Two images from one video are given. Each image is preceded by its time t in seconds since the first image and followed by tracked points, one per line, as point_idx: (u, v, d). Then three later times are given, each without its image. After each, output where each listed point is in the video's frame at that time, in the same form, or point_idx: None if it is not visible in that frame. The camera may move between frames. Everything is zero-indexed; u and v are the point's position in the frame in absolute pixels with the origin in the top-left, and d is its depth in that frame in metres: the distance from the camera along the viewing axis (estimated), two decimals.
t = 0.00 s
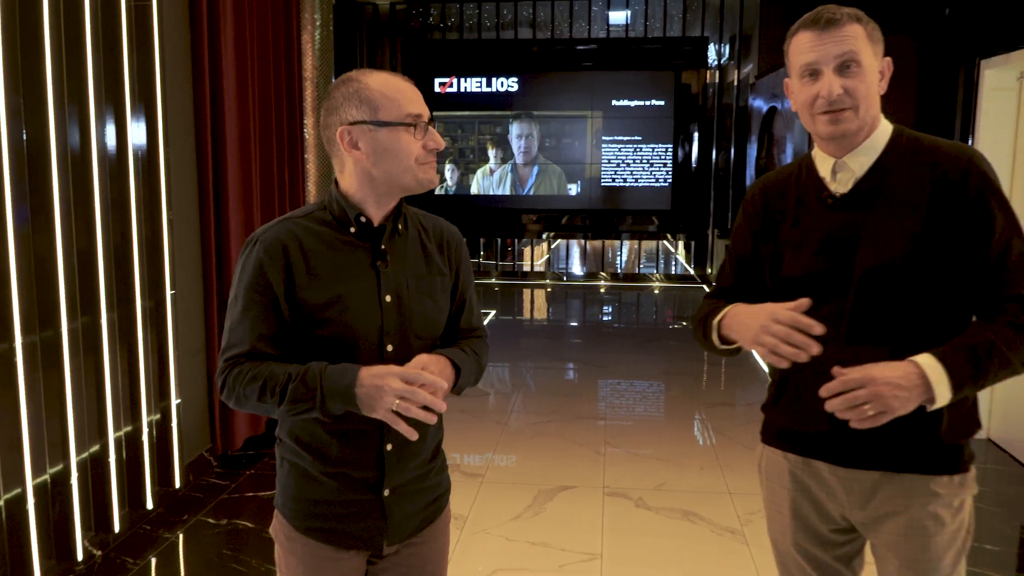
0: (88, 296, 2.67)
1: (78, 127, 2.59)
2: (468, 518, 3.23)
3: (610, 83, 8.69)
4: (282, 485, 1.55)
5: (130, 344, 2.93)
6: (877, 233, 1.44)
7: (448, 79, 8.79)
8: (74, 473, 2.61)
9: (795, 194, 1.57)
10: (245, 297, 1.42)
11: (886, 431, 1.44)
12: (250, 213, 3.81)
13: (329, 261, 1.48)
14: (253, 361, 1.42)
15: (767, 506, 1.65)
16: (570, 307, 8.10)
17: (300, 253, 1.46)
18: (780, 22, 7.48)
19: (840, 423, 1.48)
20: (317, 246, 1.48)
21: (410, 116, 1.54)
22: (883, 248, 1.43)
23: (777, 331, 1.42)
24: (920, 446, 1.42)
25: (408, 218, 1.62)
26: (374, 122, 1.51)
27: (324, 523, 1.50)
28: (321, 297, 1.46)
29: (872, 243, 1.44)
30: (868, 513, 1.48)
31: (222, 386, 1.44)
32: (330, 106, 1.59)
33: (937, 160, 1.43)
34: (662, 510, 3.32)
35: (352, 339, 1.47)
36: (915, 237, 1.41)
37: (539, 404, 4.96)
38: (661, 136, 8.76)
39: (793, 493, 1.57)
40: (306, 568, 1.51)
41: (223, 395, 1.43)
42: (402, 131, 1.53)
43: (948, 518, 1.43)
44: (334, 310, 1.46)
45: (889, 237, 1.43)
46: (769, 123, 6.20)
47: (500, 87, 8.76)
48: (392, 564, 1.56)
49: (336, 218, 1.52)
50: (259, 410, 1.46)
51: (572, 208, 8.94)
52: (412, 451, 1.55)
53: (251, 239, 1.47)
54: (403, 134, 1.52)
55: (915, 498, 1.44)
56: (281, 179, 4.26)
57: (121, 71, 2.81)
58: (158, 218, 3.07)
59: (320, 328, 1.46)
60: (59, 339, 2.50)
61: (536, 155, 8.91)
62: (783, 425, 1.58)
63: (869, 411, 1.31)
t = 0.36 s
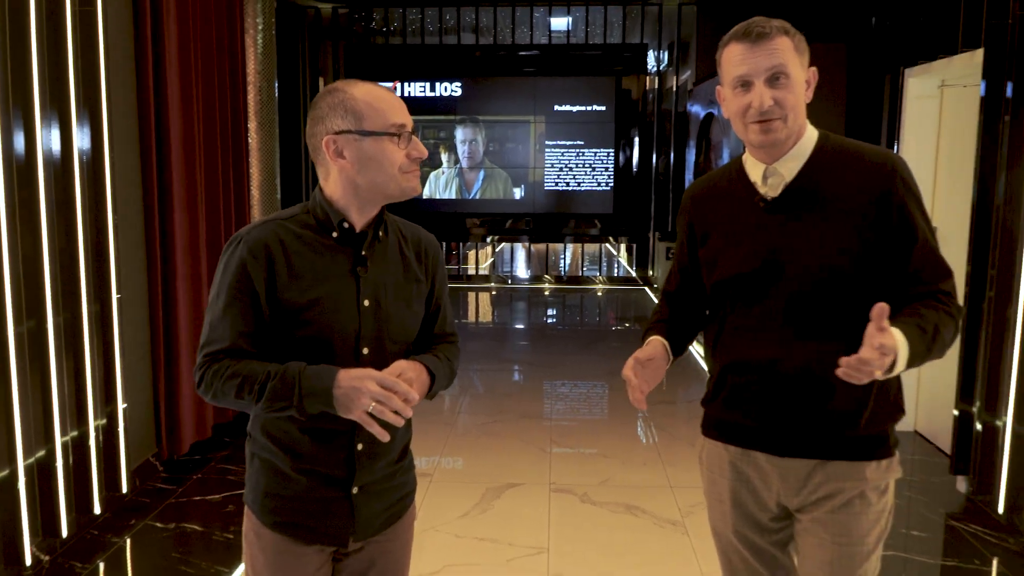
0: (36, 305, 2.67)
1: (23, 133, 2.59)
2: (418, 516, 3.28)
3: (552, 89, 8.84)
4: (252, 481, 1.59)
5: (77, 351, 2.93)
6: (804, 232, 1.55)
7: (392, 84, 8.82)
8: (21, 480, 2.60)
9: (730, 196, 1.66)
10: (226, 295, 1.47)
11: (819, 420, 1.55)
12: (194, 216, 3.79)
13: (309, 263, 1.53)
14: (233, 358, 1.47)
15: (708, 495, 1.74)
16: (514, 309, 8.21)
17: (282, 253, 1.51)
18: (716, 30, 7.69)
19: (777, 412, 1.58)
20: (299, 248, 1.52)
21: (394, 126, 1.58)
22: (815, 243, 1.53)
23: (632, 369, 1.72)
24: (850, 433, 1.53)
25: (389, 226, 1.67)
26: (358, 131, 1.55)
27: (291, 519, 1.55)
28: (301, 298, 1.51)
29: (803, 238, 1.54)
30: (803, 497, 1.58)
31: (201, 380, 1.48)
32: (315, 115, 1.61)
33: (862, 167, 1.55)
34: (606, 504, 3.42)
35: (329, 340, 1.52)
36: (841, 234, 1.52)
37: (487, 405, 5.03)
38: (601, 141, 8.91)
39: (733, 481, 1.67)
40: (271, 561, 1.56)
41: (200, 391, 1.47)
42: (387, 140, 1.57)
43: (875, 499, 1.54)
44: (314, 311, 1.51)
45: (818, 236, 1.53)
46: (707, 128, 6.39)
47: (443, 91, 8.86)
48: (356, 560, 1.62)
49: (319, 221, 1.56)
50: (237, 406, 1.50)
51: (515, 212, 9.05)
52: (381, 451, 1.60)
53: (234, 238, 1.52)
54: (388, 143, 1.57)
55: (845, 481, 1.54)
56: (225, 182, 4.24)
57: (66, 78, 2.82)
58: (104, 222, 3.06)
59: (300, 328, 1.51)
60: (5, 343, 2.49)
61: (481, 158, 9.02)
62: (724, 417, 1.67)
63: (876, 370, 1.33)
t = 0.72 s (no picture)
0: None
1: None
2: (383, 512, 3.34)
3: (509, 93, 8.95)
4: (226, 470, 1.59)
5: (41, 354, 2.97)
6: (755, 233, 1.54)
7: (350, 88, 8.85)
8: None
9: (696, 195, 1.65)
10: (207, 295, 1.49)
11: (761, 419, 1.54)
12: (156, 219, 3.82)
13: (288, 264, 1.54)
14: (212, 356, 1.49)
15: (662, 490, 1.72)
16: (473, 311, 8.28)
17: (262, 255, 1.53)
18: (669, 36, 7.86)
19: (721, 410, 1.58)
20: (278, 250, 1.54)
21: (373, 137, 1.59)
22: (763, 245, 1.52)
23: (612, 344, 1.65)
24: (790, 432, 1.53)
25: (368, 234, 1.68)
26: (338, 142, 1.56)
27: (263, 509, 1.54)
28: (279, 299, 1.53)
29: (755, 238, 1.53)
30: (746, 494, 1.57)
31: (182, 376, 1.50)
32: (296, 126, 1.63)
33: (821, 178, 1.52)
34: (566, 498, 3.53)
35: (307, 341, 1.54)
36: (790, 240, 1.51)
37: (448, 408, 5.07)
38: (557, 145, 9.06)
39: (683, 476, 1.66)
40: (236, 553, 1.56)
41: (180, 386, 1.49)
42: (366, 151, 1.58)
43: (816, 498, 1.54)
44: (290, 313, 1.53)
45: (765, 235, 1.52)
46: (661, 133, 6.53)
47: (401, 95, 8.90)
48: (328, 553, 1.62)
49: (299, 226, 1.58)
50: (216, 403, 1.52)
51: (472, 215, 9.14)
52: (355, 448, 1.61)
53: (217, 239, 1.54)
54: (366, 153, 1.57)
55: (787, 479, 1.54)
56: (188, 186, 4.26)
57: (32, 88, 2.88)
58: (67, 222, 3.10)
59: (278, 328, 1.53)
60: None
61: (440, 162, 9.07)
62: (674, 413, 1.66)
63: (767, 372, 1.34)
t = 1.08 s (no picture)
0: None
1: None
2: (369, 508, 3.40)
3: (486, 96, 9.03)
4: (203, 478, 1.60)
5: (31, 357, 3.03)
6: (749, 232, 1.57)
7: (327, 90, 8.89)
8: None
9: (692, 191, 1.68)
10: (177, 303, 1.50)
11: (752, 418, 1.57)
12: (141, 220, 3.85)
13: (257, 269, 1.56)
14: (184, 362, 1.50)
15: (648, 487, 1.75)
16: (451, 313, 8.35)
17: (230, 261, 1.54)
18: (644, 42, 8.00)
19: (716, 409, 1.60)
20: (246, 256, 1.55)
21: (337, 140, 1.63)
22: (756, 244, 1.56)
23: (587, 344, 1.71)
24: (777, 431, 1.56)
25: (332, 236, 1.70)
26: (304, 147, 1.60)
27: (242, 513, 1.56)
28: (249, 304, 1.54)
29: (745, 239, 1.57)
30: (734, 491, 1.61)
31: (153, 383, 1.51)
32: (261, 131, 1.66)
33: (819, 186, 1.56)
34: (547, 492, 3.62)
35: (278, 344, 1.56)
36: (787, 248, 1.53)
37: (428, 408, 5.12)
38: (534, 148, 9.14)
39: (672, 472, 1.68)
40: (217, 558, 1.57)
41: (153, 394, 1.50)
42: (331, 154, 1.62)
43: (803, 494, 1.58)
44: (260, 317, 1.55)
45: (759, 234, 1.56)
46: (637, 136, 6.63)
47: (378, 98, 8.94)
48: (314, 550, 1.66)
49: (266, 231, 1.59)
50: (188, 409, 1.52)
51: (449, 216, 9.19)
52: (329, 445, 1.63)
53: (183, 247, 1.54)
54: (330, 157, 1.61)
55: (775, 477, 1.57)
56: (170, 187, 4.27)
57: (23, 98, 2.94)
58: (56, 224, 3.14)
59: (249, 332, 1.54)
60: None
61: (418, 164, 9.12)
62: (666, 413, 1.68)
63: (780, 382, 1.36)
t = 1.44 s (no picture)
0: None
1: None
2: (367, 502, 3.48)
3: (474, 98, 9.11)
4: (170, 479, 1.60)
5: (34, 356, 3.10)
6: (758, 236, 1.60)
7: (315, 91, 8.94)
8: None
9: (705, 191, 1.72)
10: (133, 309, 1.51)
11: (757, 416, 1.60)
12: (140, 219, 3.90)
13: (212, 270, 1.58)
14: (144, 368, 1.51)
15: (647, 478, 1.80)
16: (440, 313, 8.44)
17: (185, 264, 1.56)
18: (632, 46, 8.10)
19: (723, 405, 1.63)
20: (200, 257, 1.57)
21: (283, 137, 1.64)
22: (756, 245, 1.60)
23: (599, 345, 1.76)
24: (780, 429, 1.60)
25: (285, 232, 1.72)
26: (250, 144, 1.61)
27: (217, 512, 1.56)
28: (206, 305, 1.56)
29: (749, 240, 1.61)
30: (736, 483, 1.65)
31: (113, 390, 1.52)
32: (205, 129, 1.66)
33: (828, 194, 1.57)
34: (540, 485, 3.71)
35: (237, 343, 1.58)
36: (788, 252, 1.57)
37: (420, 407, 5.17)
38: (522, 149, 9.21)
39: (673, 462, 1.74)
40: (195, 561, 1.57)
41: (115, 401, 1.51)
42: (278, 151, 1.63)
43: (803, 486, 1.62)
44: (219, 318, 1.57)
45: (766, 239, 1.59)
46: (624, 137, 6.72)
47: (367, 100, 9.01)
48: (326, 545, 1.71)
49: (217, 231, 1.61)
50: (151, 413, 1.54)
51: (437, 217, 9.28)
52: (300, 440, 1.65)
53: (136, 252, 1.55)
54: (275, 154, 1.63)
55: (776, 470, 1.61)
56: (166, 187, 4.31)
57: (27, 108, 3.01)
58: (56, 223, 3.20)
59: (207, 333, 1.57)
60: None
61: (407, 166, 9.21)
62: (674, 407, 1.73)
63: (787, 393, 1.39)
